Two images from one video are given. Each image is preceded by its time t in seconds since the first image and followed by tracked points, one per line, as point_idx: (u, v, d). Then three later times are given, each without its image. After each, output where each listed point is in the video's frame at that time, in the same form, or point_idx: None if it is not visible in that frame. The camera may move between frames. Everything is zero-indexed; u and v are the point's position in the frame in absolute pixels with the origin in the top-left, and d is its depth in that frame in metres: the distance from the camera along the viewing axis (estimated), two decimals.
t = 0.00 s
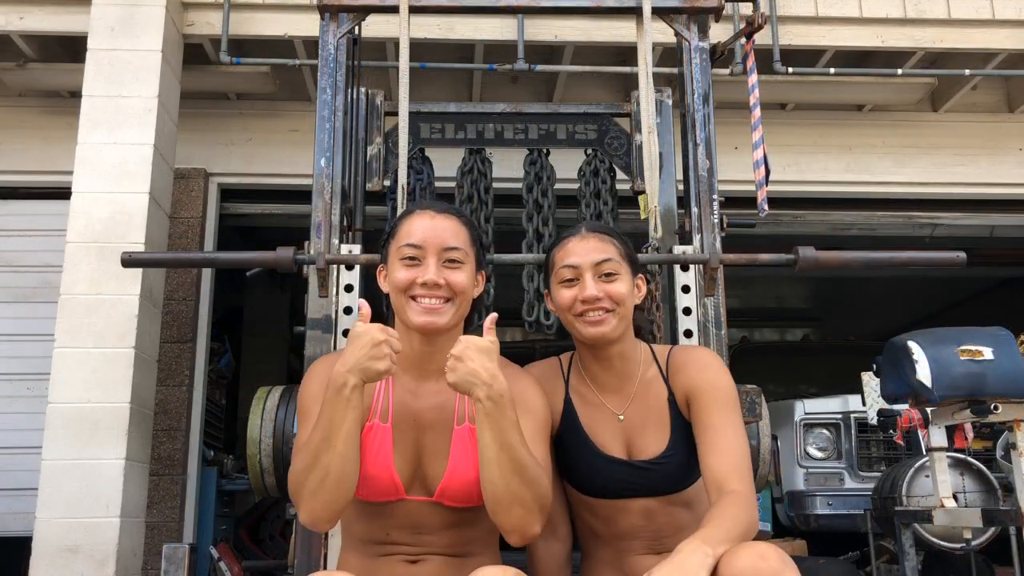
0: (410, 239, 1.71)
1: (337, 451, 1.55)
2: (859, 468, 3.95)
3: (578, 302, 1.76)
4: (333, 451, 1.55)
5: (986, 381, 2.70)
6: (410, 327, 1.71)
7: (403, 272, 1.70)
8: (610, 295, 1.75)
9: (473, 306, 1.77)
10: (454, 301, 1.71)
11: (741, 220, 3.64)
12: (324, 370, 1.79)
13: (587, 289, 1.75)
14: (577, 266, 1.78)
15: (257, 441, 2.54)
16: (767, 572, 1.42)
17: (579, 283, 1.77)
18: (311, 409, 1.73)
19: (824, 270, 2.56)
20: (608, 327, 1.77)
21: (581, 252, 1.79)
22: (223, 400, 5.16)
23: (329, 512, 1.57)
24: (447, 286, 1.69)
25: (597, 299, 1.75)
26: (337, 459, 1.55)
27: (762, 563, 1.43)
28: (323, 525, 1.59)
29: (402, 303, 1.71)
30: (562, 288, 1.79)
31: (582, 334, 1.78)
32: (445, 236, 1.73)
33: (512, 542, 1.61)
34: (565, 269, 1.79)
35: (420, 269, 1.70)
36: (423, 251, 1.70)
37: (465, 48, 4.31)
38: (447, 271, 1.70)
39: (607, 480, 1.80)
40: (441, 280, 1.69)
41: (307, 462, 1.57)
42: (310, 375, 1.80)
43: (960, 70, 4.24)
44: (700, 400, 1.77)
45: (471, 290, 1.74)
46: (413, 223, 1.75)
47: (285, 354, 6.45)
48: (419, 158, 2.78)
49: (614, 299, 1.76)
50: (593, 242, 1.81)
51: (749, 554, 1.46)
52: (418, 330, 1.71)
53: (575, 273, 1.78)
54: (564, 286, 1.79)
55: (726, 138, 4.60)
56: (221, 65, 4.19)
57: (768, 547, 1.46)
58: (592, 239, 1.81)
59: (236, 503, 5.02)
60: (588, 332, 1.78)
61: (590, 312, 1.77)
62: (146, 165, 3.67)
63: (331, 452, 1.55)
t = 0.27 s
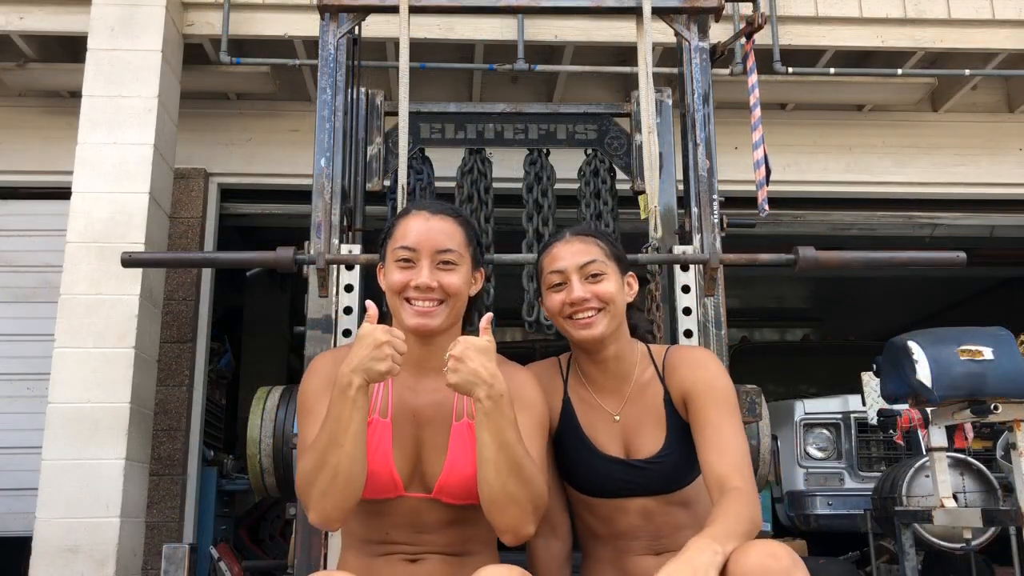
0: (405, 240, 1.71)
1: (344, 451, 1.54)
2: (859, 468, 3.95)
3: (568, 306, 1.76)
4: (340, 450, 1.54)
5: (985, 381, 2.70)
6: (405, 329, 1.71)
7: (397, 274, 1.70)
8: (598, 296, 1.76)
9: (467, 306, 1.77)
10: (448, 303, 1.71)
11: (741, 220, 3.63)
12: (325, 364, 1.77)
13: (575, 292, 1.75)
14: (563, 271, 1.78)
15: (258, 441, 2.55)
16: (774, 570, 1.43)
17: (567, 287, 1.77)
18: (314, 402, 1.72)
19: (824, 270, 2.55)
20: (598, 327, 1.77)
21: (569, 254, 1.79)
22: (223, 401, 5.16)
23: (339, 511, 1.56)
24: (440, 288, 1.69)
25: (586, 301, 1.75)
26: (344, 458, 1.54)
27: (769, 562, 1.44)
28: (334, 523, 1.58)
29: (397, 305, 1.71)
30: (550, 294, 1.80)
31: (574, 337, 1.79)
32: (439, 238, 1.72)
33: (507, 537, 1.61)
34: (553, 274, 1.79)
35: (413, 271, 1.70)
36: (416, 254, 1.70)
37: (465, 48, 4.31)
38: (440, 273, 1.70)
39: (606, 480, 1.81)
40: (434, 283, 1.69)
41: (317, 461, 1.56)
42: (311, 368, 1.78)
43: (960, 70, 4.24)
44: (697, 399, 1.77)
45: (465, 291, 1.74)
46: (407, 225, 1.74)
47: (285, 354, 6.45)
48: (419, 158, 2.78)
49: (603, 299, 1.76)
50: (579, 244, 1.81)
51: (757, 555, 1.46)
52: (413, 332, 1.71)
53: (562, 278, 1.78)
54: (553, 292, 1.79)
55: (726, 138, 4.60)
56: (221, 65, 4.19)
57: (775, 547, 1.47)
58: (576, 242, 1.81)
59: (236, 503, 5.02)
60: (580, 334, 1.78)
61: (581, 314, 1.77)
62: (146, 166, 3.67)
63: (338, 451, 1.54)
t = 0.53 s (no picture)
0: (402, 243, 1.71)
1: (353, 456, 1.53)
2: (859, 468, 3.95)
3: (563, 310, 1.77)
4: (348, 454, 1.52)
5: (986, 381, 2.70)
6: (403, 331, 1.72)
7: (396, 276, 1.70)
8: (591, 298, 1.76)
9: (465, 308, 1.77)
10: (446, 305, 1.71)
11: (741, 220, 3.63)
12: (326, 365, 1.76)
13: (569, 295, 1.76)
14: (557, 276, 1.78)
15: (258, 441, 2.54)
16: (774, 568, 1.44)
17: (561, 291, 1.78)
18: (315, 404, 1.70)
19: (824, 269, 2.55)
20: (594, 328, 1.77)
21: (561, 260, 1.80)
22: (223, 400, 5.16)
23: (344, 513, 1.55)
24: (439, 290, 1.69)
25: (581, 304, 1.76)
26: (352, 462, 1.53)
27: (772, 558, 1.45)
28: (337, 527, 1.57)
29: (396, 306, 1.71)
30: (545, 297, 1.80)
31: (569, 340, 1.79)
32: (438, 240, 1.72)
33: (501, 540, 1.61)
34: (546, 280, 1.79)
35: (412, 273, 1.70)
36: (414, 256, 1.70)
37: (465, 48, 4.31)
38: (438, 275, 1.70)
39: (606, 481, 1.80)
40: (432, 285, 1.68)
41: (325, 464, 1.54)
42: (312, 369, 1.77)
43: (960, 70, 4.24)
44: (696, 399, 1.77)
45: (464, 294, 1.73)
46: (406, 227, 1.74)
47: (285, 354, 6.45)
48: (419, 158, 2.78)
49: (598, 302, 1.77)
50: (569, 250, 1.82)
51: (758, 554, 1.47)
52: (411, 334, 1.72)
53: (556, 283, 1.78)
54: (547, 297, 1.80)
55: (726, 138, 4.60)
56: (221, 65, 4.19)
57: (777, 546, 1.48)
58: (566, 249, 1.82)
59: (236, 503, 5.02)
60: (576, 337, 1.78)
61: (577, 317, 1.78)
62: (146, 166, 3.67)
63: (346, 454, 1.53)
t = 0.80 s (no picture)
0: (400, 252, 1.68)
1: (374, 444, 1.51)
2: (859, 468, 3.95)
3: (572, 309, 1.77)
4: (368, 443, 1.51)
5: (985, 381, 2.70)
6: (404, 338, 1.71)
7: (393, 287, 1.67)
8: (601, 297, 1.76)
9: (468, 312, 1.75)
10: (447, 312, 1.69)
11: (740, 220, 3.63)
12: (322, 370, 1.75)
13: (578, 296, 1.76)
14: (566, 277, 1.78)
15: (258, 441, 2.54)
16: (776, 568, 1.44)
17: (569, 291, 1.78)
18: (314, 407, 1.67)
19: (825, 269, 2.55)
20: (605, 327, 1.77)
21: (568, 260, 1.80)
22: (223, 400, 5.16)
23: (357, 506, 1.50)
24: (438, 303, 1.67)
25: (590, 304, 1.76)
26: (374, 450, 1.51)
27: (773, 556, 1.45)
28: (350, 523, 1.51)
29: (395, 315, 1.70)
30: (553, 298, 1.80)
31: (578, 340, 1.79)
32: (440, 247, 1.68)
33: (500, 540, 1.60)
34: (554, 280, 1.79)
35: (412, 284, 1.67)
36: (414, 268, 1.67)
37: (465, 48, 4.31)
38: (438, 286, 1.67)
39: (609, 481, 1.80)
40: (431, 296, 1.67)
41: (340, 455, 1.50)
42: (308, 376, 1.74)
43: (960, 70, 4.24)
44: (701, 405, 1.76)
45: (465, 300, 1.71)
46: (402, 237, 1.69)
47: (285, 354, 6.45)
48: (419, 158, 2.78)
49: (606, 300, 1.77)
50: (576, 249, 1.82)
51: (761, 553, 1.47)
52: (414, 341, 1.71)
53: (564, 283, 1.79)
54: (556, 296, 1.80)
55: (726, 137, 4.60)
56: (221, 65, 4.19)
57: (780, 547, 1.48)
58: (575, 247, 1.82)
59: (236, 504, 5.02)
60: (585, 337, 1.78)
61: (586, 317, 1.77)
62: (146, 166, 3.67)
63: (369, 443, 1.51)
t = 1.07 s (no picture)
0: (393, 264, 1.64)
1: (383, 440, 1.51)
2: (859, 468, 3.95)
3: (576, 310, 1.77)
4: (377, 440, 1.50)
5: (985, 381, 2.70)
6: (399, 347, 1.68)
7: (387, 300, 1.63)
8: (605, 298, 1.76)
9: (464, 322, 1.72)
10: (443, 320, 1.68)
11: (740, 220, 3.63)
12: (321, 365, 1.73)
13: (584, 297, 1.76)
14: (570, 279, 1.78)
15: (258, 441, 2.54)
16: (775, 565, 1.45)
17: (574, 291, 1.78)
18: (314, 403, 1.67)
19: (825, 269, 2.55)
20: (609, 327, 1.77)
21: (571, 259, 1.80)
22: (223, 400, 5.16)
23: (366, 502, 1.51)
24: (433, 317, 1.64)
25: (594, 304, 1.76)
26: (385, 445, 1.50)
27: (772, 556, 1.46)
28: (359, 519, 1.51)
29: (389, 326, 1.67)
30: (557, 299, 1.80)
31: (583, 341, 1.79)
32: (434, 258, 1.65)
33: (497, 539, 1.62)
34: (558, 279, 1.79)
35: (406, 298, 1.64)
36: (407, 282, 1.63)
37: (465, 48, 4.31)
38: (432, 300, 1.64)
39: (612, 483, 1.80)
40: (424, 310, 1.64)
41: (348, 452, 1.50)
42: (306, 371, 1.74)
43: (960, 70, 4.24)
44: (711, 419, 1.81)
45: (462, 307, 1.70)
46: (394, 249, 1.65)
47: (285, 354, 6.46)
48: (419, 158, 2.78)
49: (610, 299, 1.77)
50: (579, 249, 1.82)
51: (760, 549, 1.48)
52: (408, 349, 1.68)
53: (568, 283, 1.78)
54: (560, 297, 1.80)
55: (726, 137, 4.60)
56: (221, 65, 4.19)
57: (779, 544, 1.49)
58: (579, 246, 1.82)
59: (236, 504, 5.02)
60: (589, 337, 1.78)
61: (591, 317, 1.77)
62: (146, 166, 3.67)
63: (379, 438, 1.50)
